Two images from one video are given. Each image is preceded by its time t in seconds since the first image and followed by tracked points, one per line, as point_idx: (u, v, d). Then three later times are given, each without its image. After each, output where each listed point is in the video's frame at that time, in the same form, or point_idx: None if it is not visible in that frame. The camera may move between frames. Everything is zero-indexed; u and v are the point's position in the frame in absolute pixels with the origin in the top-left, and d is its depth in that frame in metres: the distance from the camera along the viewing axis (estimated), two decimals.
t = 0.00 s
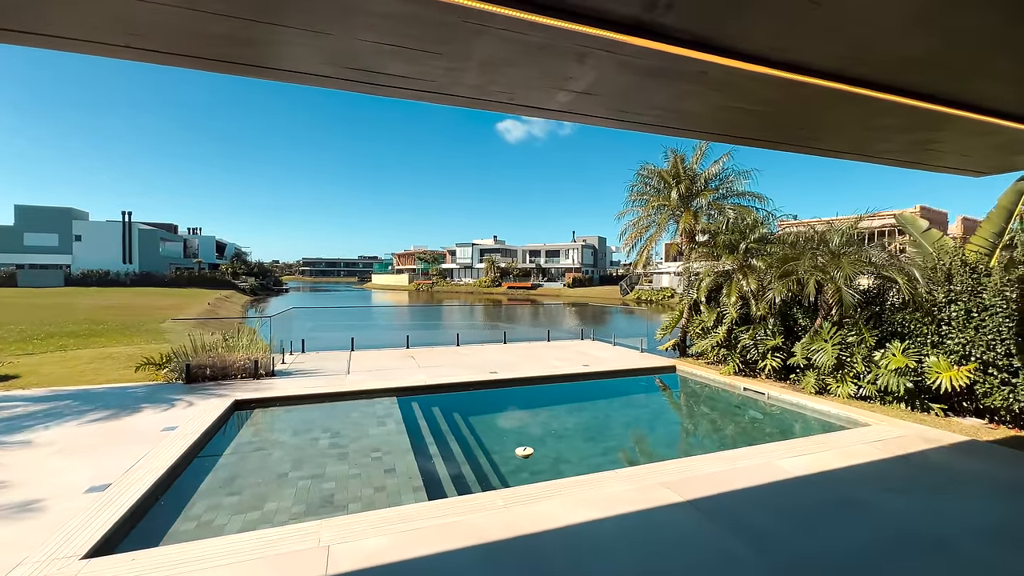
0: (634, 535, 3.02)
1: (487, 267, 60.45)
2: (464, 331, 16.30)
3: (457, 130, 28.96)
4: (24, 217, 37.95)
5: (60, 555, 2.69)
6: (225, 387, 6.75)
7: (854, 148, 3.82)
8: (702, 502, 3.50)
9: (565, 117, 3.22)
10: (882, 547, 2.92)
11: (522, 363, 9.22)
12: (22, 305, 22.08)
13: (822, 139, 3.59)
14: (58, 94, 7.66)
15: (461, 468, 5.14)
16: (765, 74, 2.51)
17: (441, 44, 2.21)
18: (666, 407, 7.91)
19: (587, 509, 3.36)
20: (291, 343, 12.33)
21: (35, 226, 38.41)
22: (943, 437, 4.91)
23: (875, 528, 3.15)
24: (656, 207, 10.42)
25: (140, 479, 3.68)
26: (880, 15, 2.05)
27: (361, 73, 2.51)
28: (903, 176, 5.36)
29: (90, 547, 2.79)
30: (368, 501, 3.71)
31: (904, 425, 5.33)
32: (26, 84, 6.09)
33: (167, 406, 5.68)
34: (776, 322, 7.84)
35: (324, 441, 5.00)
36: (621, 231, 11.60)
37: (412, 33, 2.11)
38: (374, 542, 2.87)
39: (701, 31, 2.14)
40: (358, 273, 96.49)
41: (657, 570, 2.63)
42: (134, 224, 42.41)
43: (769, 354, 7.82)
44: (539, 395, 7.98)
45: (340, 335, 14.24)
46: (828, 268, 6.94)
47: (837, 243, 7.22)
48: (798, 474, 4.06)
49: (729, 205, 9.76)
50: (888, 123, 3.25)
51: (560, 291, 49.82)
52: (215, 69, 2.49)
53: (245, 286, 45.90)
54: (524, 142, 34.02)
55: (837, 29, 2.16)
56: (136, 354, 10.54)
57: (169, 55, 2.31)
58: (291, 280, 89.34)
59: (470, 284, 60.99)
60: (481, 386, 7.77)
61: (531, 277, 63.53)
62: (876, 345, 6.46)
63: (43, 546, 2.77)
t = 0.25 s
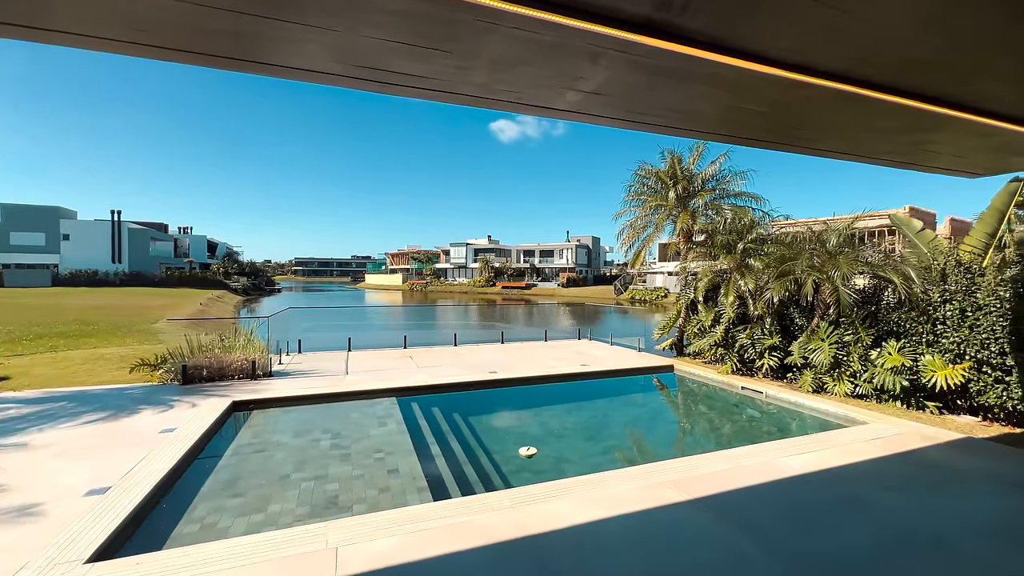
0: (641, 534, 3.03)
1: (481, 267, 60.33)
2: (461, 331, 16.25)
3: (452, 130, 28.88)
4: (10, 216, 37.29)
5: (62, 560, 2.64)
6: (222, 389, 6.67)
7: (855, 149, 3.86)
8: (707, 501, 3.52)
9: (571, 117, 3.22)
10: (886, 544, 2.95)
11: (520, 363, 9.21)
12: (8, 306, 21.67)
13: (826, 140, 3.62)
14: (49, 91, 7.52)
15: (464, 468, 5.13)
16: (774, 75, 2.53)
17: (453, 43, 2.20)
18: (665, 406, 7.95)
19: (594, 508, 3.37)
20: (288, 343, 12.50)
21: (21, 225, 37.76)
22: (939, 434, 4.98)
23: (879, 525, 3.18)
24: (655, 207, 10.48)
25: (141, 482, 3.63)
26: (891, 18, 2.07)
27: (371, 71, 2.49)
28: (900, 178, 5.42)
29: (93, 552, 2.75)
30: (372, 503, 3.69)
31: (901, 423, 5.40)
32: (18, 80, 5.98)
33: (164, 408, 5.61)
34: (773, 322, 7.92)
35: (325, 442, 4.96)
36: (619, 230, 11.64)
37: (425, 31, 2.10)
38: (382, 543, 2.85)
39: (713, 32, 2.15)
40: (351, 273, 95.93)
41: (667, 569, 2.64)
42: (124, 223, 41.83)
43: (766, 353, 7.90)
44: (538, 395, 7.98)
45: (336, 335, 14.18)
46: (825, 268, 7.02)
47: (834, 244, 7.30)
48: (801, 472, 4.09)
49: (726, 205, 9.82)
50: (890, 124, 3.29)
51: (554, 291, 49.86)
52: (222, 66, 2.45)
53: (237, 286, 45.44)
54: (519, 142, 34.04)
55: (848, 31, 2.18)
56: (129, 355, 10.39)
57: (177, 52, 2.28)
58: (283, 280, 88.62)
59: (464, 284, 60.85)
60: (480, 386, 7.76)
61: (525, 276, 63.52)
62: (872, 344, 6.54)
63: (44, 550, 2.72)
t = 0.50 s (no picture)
0: (646, 533, 3.05)
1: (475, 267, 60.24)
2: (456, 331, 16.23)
3: (446, 130, 28.82)
4: None
5: (62, 566, 2.60)
6: (218, 390, 6.62)
7: (853, 152, 3.91)
8: (710, 499, 3.55)
9: (576, 119, 3.23)
10: (886, 540, 3.00)
11: (517, 363, 9.23)
12: None
13: (825, 143, 3.67)
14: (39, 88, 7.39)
15: (464, 469, 5.14)
16: (778, 79, 2.56)
17: (463, 44, 2.20)
18: (662, 405, 8.01)
19: (598, 508, 3.39)
20: (282, 345, 12.46)
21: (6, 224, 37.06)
22: (932, 432, 5.07)
23: (878, 521, 3.23)
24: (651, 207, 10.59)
25: (139, 485, 3.58)
26: (895, 24, 2.11)
27: (379, 71, 2.48)
28: (894, 180, 5.52)
29: (94, 557, 2.71)
30: (375, 504, 3.68)
31: (895, 421, 5.48)
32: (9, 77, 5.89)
33: (159, 410, 5.54)
34: (767, 321, 8.02)
35: (325, 444, 4.94)
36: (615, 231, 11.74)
37: (436, 33, 2.10)
38: (387, 545, 2.84)
39: (721, 36, 2.17)
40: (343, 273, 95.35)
41: (673, 568, 2.66)
42: (112, 222, 41.22)
43: (761, 352, 8.01)
44: (536, 395, 8.01)
45: (331, 335, 14.11)
46: (820, 268, 7.12)
47: (828, 244, 7.41)
48: (799, 470, 4.14)
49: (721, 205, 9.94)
50: (889, 128, 3.35)
51: (548, 291, 49.92)
52: (229, 65, 2.44)
53: (228, 286, 44.97)
54: (513, 142, 34.07)
55: (853, 37, 2.21)
56: (120, 357, 10.25)
57: (183, 51, 2.25)
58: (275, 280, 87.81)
59: (458, 284, 60.74)
60: (478, 386, 7.76)
61: (519, 276, 63.55)
62: (865, 343, 6.64)
63: (42, 557, 2.68)
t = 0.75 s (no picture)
0: (648, 531, 3.08)
1: (469, 267, 60.12)
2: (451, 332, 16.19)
3: (440, 130, 28.75)
4: None
5: (62, 570, 2.58)
6: (213, 392, 6.58)
7: (848, 154, 3.98)
8: (709, 497, 3.59)
9: (576, 121, 3.26)
10: (881, 536, 3.06)
11: (514, 363, 9.24)
12: None
13: (820, 145, 3.72)
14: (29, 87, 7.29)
15: (463, 470, 5.14)
16: (777, 82, 2.60)
17: (467, 46, 2.21)
18: (658, 405, 8.07)
19: (598, 507, 3.41)
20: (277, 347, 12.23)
21: None
22: (924, 429, 5.16)
23: (873, 518, 3.29)
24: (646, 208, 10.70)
25: (137, 488, 3.55)
26: (891, 30, 2.15)
27: (382, 73, 2.49)
28: (886, 182, 5.61)
29: (94, 561, 2.69)
30: (375, 505, 3.67)
31: (887, 419, 5.57)
32: None
33: (154, 412, 5.48)
34: (761, 321, 8.12)
35: (323, 445, 4.92)
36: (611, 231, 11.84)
37: (441, 35, 2.11)
38: (390, 545, 2.85)
39: (722, 40, 2.20)
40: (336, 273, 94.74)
41: (675, 566, 2.69)
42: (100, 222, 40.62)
43: (755, 352, 8.10)
44: (533, 395, 8.03)
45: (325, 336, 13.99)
46: (813, 268, 7.22)
47: (821, 245, 7.52)
48: (795, 468, 4.20)
49: (716, 206, 10.04)
50: (883, 131, 3.41)
51: (542, 291, 49.97)
52: (232, 66, 2.44)
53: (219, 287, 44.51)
54: (506, 143, 34.07)
55: (850, 42, 2.26)
56: (111, 359, 10.12)
57: (186, 51, 2.25)
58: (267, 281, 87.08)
59: (451, 284, 60.60)
60: (475, 386, 7.76)
61: (513, 277, 63.53)
62: (858, 342, 6.74)
63: (41, 561, 2.65)
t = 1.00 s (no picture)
0: (648, 528, 3.13)
1: (463, 267, 60.01)
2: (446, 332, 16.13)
3: (434, 130, 28.70)
4: None
5: (64, 571, 2.58)
6: (209, 393, 6.54)
7: (840, 156, 4.06)
8: (705, 494, 3.65)
9: (576, 123, 3.31)
10: (874, 531, 3.13)
11: (510, 363, 9.27)
12: None
13: (815, 148, 3.79)
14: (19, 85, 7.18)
15: (462, 469, 5.17)
16: (773, 87, 2.66)
17: (472, 50, 2.25)
18: (653, 404, 8.13)
19: (598, 504, 3.45)
20: (271, 348, 12.10)
21: None
22: (914, 427, 5.27)
23: (869, 514, 3.35)
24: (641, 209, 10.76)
25: (136, 489, 3.54)
26: (887, 38, 2.21)
27: (386, 75, 2.52)
28: (877, 184, 5.70)
29: (96, 562, 2.69)
30: (376, 504, 3.69)
31: (878, 417, 5.67)
32: None
33: (150, 414, 5.45)
34: (755, 321, 8.22)
35: (322, 445, 4.92)
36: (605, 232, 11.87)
37: (446, 39, 2.14)
38: (393, 543, 2.87)
39: (721, 46, 2.25)
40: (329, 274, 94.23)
41: (677, 563, 2.73)
42: (89, 222, 40.09)
43: (749, 351, 8.22)
44: (530, 395, 8.07)
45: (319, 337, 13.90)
46: (806, 269, 7.32)
47: (813, 245, 7.63)
48: (789, 465, 4.27)
49: (710, 208, 10.12)
50: (875, 134, 3.48)
51: (536, 291, 50.06)
52: (235, 67, 2.45)
53: (211, 287, 44.10)
54: (500, 143, 34.05)
55: (846, 50, 2.32)
56: (102, 361, 10.00)
57: (192, 53, 2.27)
58: (259, 281, 86.30)
59: (445, 284, 60.50)
60: (472, 386, 7.79)
61: (507, 277, 63.58)
62: (850, 341, 6.84)
63: (42, 562, 2.64)
